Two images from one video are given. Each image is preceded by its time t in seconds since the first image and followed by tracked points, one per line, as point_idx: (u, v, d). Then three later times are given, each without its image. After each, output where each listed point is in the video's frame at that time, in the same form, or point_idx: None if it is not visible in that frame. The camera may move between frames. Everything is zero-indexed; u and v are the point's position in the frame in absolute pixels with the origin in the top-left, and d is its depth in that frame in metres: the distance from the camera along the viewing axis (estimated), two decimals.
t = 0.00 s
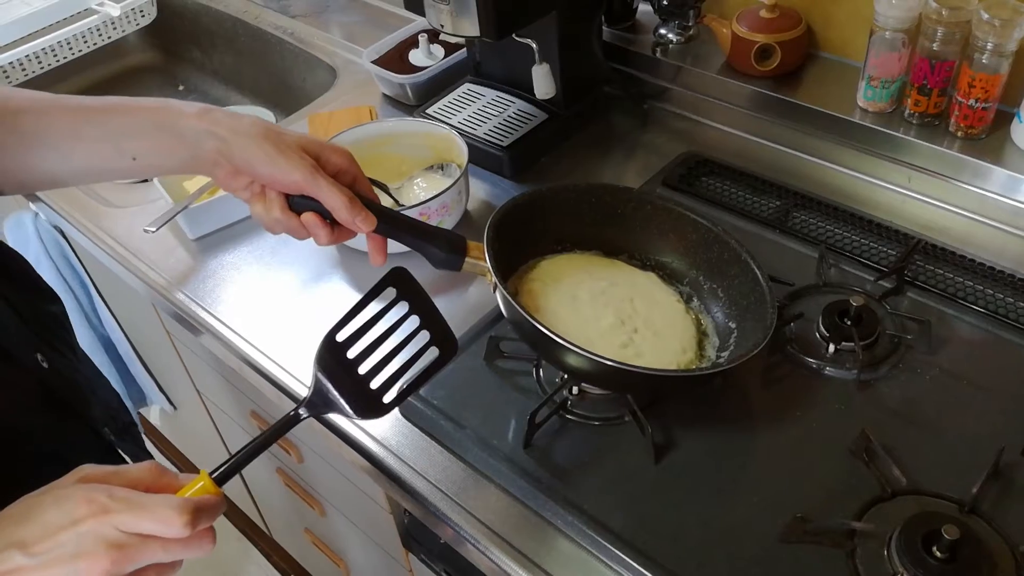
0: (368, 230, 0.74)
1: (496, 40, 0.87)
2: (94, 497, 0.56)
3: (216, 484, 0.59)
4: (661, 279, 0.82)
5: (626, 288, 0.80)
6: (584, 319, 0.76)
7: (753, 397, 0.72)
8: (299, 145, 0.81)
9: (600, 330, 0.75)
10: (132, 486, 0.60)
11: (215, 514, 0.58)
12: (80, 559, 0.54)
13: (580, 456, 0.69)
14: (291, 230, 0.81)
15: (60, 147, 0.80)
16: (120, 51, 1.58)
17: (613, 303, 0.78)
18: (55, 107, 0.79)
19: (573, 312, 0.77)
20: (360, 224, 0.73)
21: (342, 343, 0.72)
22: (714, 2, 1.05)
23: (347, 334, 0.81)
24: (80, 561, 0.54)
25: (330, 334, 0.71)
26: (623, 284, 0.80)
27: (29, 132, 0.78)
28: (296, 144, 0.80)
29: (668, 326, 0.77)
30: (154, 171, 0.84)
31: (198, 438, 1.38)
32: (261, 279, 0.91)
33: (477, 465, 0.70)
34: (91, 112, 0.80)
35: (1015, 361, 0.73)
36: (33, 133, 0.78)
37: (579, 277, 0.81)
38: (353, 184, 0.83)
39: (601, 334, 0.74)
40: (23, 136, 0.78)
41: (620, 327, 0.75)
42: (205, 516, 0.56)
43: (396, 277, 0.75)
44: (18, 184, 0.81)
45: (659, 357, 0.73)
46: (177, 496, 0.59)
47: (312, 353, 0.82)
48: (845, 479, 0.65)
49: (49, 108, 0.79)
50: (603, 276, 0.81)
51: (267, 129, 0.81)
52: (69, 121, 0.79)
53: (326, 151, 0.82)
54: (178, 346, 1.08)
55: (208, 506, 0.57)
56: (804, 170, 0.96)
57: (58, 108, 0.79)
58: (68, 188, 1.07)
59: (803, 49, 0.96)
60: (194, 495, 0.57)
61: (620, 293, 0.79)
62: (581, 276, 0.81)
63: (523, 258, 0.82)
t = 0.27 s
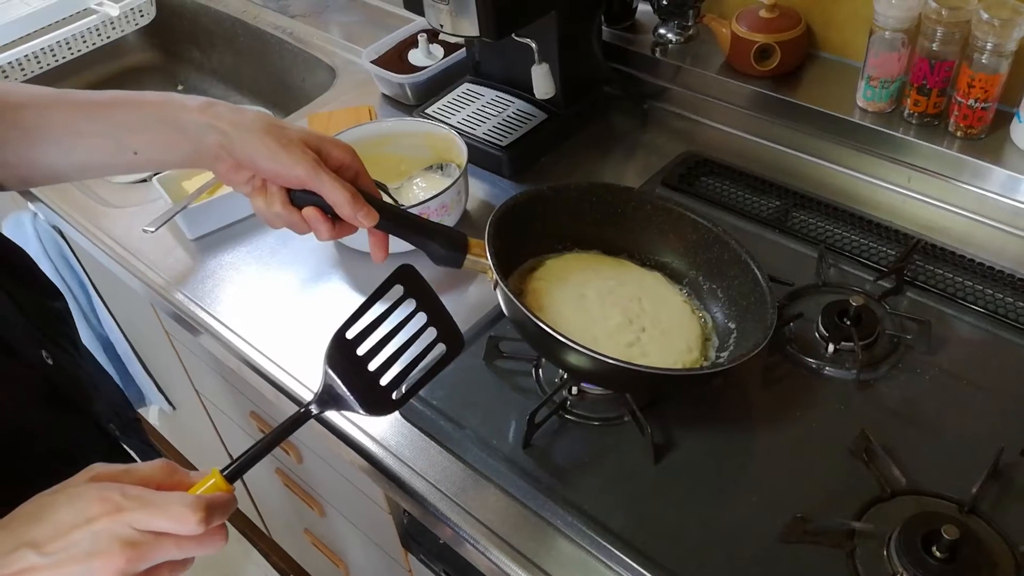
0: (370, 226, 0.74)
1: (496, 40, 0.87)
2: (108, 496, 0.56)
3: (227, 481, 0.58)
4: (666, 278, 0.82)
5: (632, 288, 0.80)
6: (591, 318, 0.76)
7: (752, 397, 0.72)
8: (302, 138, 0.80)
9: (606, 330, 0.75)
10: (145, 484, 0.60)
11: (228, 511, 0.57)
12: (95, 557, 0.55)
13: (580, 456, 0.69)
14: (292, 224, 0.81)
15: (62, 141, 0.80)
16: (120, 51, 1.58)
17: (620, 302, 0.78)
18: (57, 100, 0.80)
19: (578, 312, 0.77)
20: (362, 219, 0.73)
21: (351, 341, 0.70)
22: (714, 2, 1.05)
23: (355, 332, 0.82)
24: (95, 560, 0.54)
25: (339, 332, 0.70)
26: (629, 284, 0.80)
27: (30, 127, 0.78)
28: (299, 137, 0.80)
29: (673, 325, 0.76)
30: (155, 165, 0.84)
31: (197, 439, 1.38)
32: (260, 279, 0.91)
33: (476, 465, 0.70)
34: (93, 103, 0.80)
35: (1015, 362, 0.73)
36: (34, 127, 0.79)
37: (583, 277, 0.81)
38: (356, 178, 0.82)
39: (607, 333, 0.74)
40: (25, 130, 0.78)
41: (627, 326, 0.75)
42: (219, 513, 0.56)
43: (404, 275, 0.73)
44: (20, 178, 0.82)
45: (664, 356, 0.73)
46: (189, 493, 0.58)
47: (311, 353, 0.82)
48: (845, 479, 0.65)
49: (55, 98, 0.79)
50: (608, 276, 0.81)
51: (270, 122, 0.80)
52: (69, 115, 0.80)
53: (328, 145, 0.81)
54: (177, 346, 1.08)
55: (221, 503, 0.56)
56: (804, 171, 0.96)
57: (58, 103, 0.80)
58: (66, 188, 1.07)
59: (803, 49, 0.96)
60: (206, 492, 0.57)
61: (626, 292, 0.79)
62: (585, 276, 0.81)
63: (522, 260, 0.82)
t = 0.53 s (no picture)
0: (366, 234, 0.74)
1: (495, 40, 0.87)
2: (118, 501, 0.56)
3: (236, 485, 0.58)
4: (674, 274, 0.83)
5: (642, 288, 0.80)
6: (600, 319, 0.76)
7: (752, 397, 0.72)
8: (299, 149, 0.80)
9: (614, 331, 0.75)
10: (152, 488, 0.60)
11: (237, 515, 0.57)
12: (106, 562, 0.55)
13: (579, 456, 0.69)
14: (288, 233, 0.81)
15: (61, 145, 0.80)
16: (119, 51, 1.58)
17: (630, 303, 0.78)
18: (58, 105, 0.79)
19: (583, 315, 0.77)
20: (357, 228, 0.73)
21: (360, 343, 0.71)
22: (714, 2, 1.05)
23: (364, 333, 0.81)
24: (106, 565, 0.55)
25: (347, 334, 0.70)
26: (639, 284, 0.81)
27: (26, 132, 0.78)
28: (296, 147, 0.80)
29: (680, 325, 0.77)
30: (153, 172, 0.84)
31: (196, 439, 1.38)
32: (259, 279, 0.91)
33: (476, 465, 0.70)
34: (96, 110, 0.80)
35: (1014, 362, 0.73)
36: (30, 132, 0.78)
37: (588, 279, 0.81)
38: (352, 188, 0.82)
39: (615, 335, 0.75)
40: (24, 135, 0.78)
41: (637, 327, 0.76)
42: (229, 516, 0.56)
43: (410, 278, 0.73)
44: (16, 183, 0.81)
45: (670, 357, 0.73)
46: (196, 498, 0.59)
47: (310, 353, 0.82)
48: (845, 479, 0.65)
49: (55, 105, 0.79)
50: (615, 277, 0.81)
51: (267, 132, 0.81)
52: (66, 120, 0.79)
53: (325, 155, 0.81)
54: (177, 346, 1.08)
55: (230, 507, 0.57)
56: (804, 171, 0.96)
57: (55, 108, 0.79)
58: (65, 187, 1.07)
59: (803, 49, 0.96)
60: (215, 496, 0.57)
61: (635, 293, 0.80)
62: (591, 279, 0.81)
63: (522, 260, 0.82)
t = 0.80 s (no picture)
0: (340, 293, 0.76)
1: (494, 40, 0.87)
2: (137, 509, 0.54)
3: (251, 491, 0.57)
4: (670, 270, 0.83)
5: (636, 293, 0.80)
6: (592, 330, 0.77)
7: (751, 397, 0.72)
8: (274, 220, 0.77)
9: (607, 340, 0.75)
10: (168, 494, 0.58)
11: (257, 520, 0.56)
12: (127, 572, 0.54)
13: (579, 456, 0.69)
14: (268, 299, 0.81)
15: (27, 211, 0.74)
16: (116, 50, 1.57)
17: (622, 311, 0.78)
18: (19, 165, 0.73)
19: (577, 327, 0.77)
20: (333, 289, 0.75)
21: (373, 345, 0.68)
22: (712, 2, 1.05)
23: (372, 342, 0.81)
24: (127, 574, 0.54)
25: (362, 337, 0.68)
26: (631, 289, 0.81)
27: None
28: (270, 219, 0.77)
29: (674, 326, 0.77)
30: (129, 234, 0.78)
31: (194, 439, 1.38)
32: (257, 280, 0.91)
33: (475, 465, 0.70)
34: (58, 172, 0.74)
35: (1013, 362, 0.73)
36: None
37: (583, 288, 0.81)
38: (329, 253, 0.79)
39: (606, 347, 0.75)
40: None
41: (626, 337, 0.75)
42: (250, 522, 0.55)
43: (420, 285, 0.70)
44: None
45: (662, 364, 0.73)
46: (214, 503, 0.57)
47: (307, 352, 0.82)
48: (844, 479, 0.65)
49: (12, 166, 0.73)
50: (608, 285, 0.82)
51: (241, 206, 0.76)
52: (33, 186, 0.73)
53: (301, 225, 0.78)
54: (175, 347, 1.08)
55: (251, 512, 0.55)
56: (803, 171, 0.96)
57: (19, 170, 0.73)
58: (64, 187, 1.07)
59: (802, 50, 0.96)
60: (232, 502, 0.56)
61: (629, 299, 0.80)
62: (586, 288, 0.81)
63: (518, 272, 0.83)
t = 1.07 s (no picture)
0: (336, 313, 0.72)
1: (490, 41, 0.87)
2: (154, 535, 0.54)
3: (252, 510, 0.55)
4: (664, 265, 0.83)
5: (629, 291, 0.81)
6: (586, 331, 0.77)
7: (747, 397, 0.72)
8: (256, 251, 0.76)
9: (601, 340, 0.76)
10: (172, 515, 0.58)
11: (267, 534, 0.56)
12: None
13: (576, 456, 0.69)
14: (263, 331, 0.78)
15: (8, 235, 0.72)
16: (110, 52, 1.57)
17: (615, 310, 0.78)
18: None
19: (572, 327, 0.77)
20: (328, 310, 0.72)
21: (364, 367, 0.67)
22: (707, 4, 1.05)
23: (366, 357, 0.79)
24: None
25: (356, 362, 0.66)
26: (624, 288, 0.81)
27: None
28: (251, 251, 0.75)
29: (668, 324, 0.77)
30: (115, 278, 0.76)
31: (188, 441, 1.37)
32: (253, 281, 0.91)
33: (472, 466, 0.70)
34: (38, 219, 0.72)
35: (1006, 361, 0.73)
36: None
37: (578, 288, 0.82)
38: (315, 276, 0.78)
39: (601, 346, 0.75)
40: None
41: (620, 336, 0.76)
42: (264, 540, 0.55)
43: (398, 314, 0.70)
44: None
45: (656, 362, 0.73)
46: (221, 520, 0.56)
47: (303, 353, 0.82)
48: (840, 478, 0.66)
49: (2, 220, 0.71)
50: (602, 284, 0.82)
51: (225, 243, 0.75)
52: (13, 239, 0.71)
53: (284, 251, 0.77)
54: (170, 349, 1.08)
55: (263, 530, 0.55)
56: (797, 172, 0.96)
57: None
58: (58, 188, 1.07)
59: (796, 51, 0.97)
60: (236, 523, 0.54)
61: (623, 298, 0.80)
62: (581, 287, 0.82)
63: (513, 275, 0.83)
